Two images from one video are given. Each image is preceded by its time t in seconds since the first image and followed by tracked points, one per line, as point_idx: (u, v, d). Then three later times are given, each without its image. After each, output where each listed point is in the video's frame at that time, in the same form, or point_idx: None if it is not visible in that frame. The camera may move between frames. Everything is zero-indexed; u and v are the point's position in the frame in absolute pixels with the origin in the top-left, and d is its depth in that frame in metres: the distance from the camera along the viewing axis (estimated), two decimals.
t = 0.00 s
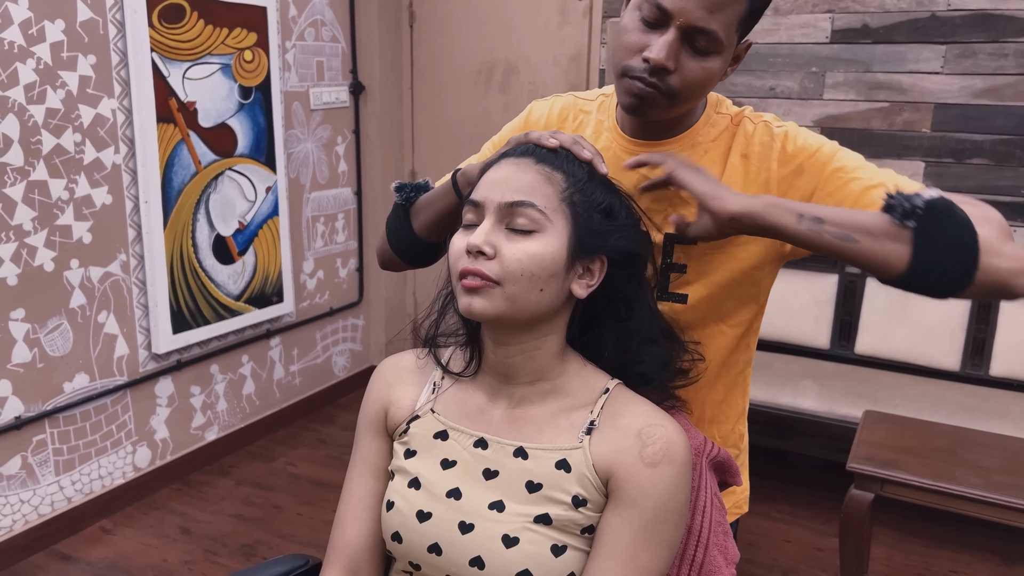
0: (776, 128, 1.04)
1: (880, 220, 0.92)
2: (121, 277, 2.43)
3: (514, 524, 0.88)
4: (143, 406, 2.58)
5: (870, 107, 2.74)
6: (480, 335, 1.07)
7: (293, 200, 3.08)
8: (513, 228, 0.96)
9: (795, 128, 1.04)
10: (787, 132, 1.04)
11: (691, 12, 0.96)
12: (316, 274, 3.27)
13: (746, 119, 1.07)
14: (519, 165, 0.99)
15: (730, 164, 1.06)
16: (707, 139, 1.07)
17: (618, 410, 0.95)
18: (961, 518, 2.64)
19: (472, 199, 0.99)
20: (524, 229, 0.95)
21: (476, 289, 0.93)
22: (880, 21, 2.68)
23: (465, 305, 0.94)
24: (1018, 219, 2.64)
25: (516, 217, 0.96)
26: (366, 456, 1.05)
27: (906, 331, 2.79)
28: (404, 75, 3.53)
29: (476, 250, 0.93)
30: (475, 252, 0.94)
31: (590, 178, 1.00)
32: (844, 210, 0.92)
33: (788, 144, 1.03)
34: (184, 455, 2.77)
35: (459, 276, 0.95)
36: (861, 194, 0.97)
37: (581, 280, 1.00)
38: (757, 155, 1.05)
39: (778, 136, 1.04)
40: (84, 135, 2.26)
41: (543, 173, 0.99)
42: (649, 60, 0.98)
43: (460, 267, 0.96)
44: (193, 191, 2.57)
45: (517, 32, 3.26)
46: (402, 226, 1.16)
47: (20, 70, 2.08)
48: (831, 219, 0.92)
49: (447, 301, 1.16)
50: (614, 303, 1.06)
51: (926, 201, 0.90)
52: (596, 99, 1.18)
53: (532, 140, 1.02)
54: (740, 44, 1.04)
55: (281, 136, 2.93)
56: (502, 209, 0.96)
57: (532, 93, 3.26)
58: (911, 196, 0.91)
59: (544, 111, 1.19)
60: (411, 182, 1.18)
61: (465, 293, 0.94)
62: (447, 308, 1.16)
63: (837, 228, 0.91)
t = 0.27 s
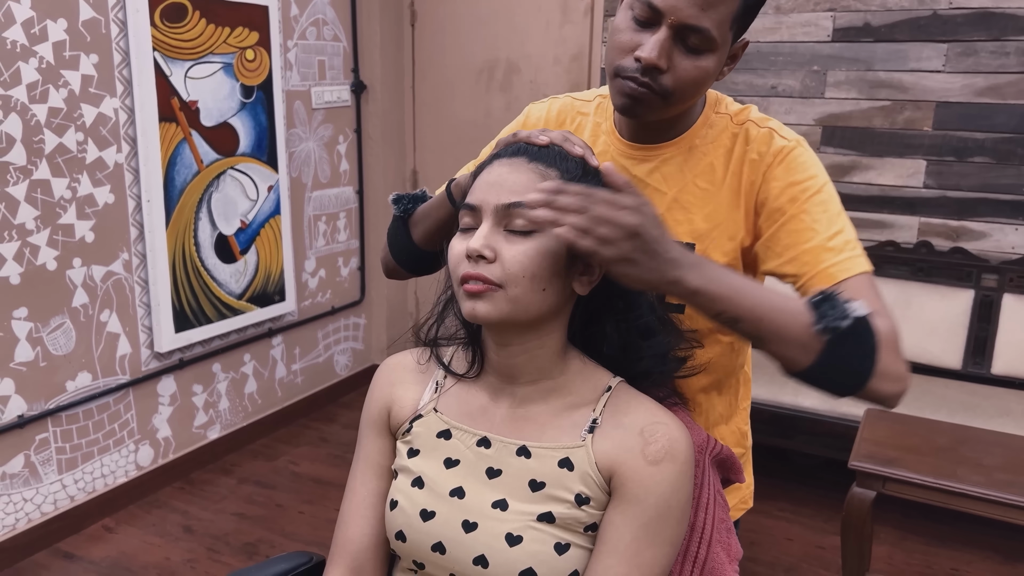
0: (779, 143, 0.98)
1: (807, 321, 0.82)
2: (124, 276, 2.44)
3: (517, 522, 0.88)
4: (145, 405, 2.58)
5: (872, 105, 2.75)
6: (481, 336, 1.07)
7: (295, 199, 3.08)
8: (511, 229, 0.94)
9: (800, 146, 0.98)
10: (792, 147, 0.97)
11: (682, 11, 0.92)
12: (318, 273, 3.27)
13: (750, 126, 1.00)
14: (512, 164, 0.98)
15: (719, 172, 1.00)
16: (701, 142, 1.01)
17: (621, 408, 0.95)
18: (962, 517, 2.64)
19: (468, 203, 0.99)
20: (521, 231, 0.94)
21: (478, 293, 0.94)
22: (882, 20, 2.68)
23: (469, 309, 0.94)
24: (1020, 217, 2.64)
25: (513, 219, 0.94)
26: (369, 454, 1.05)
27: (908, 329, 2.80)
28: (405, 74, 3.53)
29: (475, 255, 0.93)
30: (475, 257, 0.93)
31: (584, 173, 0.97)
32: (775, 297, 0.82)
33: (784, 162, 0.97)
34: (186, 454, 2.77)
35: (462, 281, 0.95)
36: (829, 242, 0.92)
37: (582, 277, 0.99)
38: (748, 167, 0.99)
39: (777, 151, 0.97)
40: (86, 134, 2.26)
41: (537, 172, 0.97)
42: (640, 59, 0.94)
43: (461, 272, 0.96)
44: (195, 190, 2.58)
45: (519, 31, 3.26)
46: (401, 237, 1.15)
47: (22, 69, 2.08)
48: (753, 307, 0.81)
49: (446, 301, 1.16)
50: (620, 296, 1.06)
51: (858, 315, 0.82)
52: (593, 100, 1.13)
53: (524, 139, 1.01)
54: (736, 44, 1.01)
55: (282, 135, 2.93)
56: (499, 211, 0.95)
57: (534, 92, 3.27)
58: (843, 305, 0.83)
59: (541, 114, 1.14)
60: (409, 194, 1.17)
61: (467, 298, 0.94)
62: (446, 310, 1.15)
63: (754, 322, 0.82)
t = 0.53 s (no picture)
0: (770, 150, 0.96)
1: (732, 329, 0.88)
2: (125, 274, 2.44)
3: (519, 520, 0.88)
4: (146, 403, 2.59)
5: (873, 104, 2.74)
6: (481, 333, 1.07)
7: (296, 198, 3.08)
8: (507, 229, 0.95)
9: (793, 155, 0.96)
10: (785, 155, 0.96)
11: (663, 23, 0.90)
12: (319, 271, 3.27)
13: (745, 130, 0.98)
14: (500, 165, 0.98)
15: (705, 176, 0.99)
16: (692, 144, 1.00)
17: (622, 405, 0.95)
18: (963, 515, 2.65)
19: (460, 207, 0.99)
20: (517, 230, 0.95)
21: (477, 296, 0.94)
22: (883, 18, 2.68)
23: (469, 312, 0.94)
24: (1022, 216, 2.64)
25: (508, 219, 0.95)
26: (371, 454, 1.05)
27: (909, 328, 2.80)
28: (406, 73, 3.53)
29: (472, 258, 0.93)
30: (471, 260, 0.94)
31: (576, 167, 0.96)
32: (705, 300, 0.88)
33: (771, 171, 0.95)
34: (187, 452, 2.78)
35: (459, 285, 0.95)
36: (794, 263, 0.92)
37: (580, 269, 0.99)
38: (735, 172, 0.98)
39: (767, 159, 0.96)
40: (88, 132, 2.27)
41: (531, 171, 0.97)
42: (619, 71, 0.93)
43: (458, 277, 0.96)
44: (196, 188, 2.58)
45: (520, 30, 3.26)
46: (404, 243, 1.17)
47: (24, 68, 2.08)
48: (684, 302, 0.89)
49: (448, 304, 1.16)
50: (619, 287, 1.06)
51: (785, 340, 0.86)
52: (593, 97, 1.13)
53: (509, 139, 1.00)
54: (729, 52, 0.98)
55: (284, 134, 2.93)
56: (493, 212, 0.95)
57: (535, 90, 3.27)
58: (776, 325, 0.86)
59: (540, 113, 1.15)
60: (411, 199, 1.19)
61: (467, 301, 0.94)
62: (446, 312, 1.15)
63: (685, 313, 0.90)
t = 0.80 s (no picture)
0: (774, 160, 0.95)
1: (730, 355, 0.90)
2: (127, 274, 2.44)
3: (520, 520, 0.88)
4: (148, 402, 2.59)
5: (875, 103, 2.74)
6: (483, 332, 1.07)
7: (297, 197, 3.08)
8: (514, 227, 0.95)
9: (796, 164, 0.95)
10: (790, 163, 0.95)
11: (654, 36, 0.90)
12: (320, 270, 3.27)
13: (746, 136, 0.98)
14: (510, 163, 0.98)
15: (706, 182, 0.99)
16: (691, 150, 1.00)
17: (623, 405, 0.95)
18: (965, 514, 2.64)
19: (468, 203, 0.99)
20: (524, 228, 0.95)
21: (481, 291, 0.93)
22: (885, 17, 2.67)
23: (473, 308, 0.94)
24: None
25: (515, 216, 0.95)
26: (372, 454, 1.05)
27: (911, 327, 2.80)
28: (407, 72, 3.53)
29: (479, 252, 0.93)
30: (478, 255, 0.94)
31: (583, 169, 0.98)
32: (705, 326, 0.90)
33: (775, 182, 0.95)
34: (189, 452, 2.78)
35: (465, 280, 0.95)
36: (805, 281, 0.94)
37: (582, 273, 0.99)
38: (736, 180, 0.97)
39: (772, 170, 0.95)
40: (89, 132, 2.27)
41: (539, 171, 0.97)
42: (610, 82, 0.92)
43: (463, 271, 0.95)
44: (198, 188, 2.58)
45: (522, 29, 3.26)
46: (410, 249, 1.16)
47: (25, 67, 2.08)
48: (685, 330, 0.91)
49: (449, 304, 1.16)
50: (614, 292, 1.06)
51: (779, 368, 0.87)
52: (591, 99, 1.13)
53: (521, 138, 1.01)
54: (725, 62, 0.97)
55: (285, 133, 2.93)
56: (501, 209, 0.95)
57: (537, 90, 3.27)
58: (772, 353, 0.88)
59: (537, 115, 1.15)
60: (414, 206, 1.18)
61: (472, 296, 0.94)
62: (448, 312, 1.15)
63: (686, 339, 0.91)
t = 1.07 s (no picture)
0: (775, 150, 0.95)
1: (728, 336, 0.90)
2: (129, 272, 2.44)
3: (522, 519, 0.88)
4: (151, 401, 2.59)
5: (877, 101, 2.74)
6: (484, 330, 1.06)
7: (299, 195, 3.08)
8: (506, 222, 0.95)
9: (797, 154, 0.95)
10: (790, 153, 0.95)
11: (666, 34, 0.89)
12: (322, 269, 3.27)
13: (748, 127, 0.98)
14: (503, 160, 0.98)
15: (708, 174, 0.99)
16: (694, 142, 1.00)
17: (626, 403, 0.94)
18: (967, 513, 2.64)
19: (462, 201, 0.99)
20: (515, 222, 0.94)
21: (474, 287, 0.93)
22: (888, 15, 2.66)
23: (467, 304, 0.94)
24: None
25: (507, 211, 0.95)
26: (374, 451, 1.05)
27: (913, 326, 2.80)
28: (409, 70, 3.53)
29: (470, 249, 0.94)
30: (470, 251, 0.94)
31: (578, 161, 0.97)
32: (706, 305, 0.89)
33: (775, 171, 0.95)
34: (191, 450, 2.78)
35: (458, 277, 0.95)
36: (799, 269, 0.93)
37: (581, 264, 0.98)
38: (737, 170, 0.97)
39: (772, 159, 0.95)
40: (91, 130, 2.27)
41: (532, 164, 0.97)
42: (619, 78, 0.92)
43: (457, 267, 0.96)
44: (200, 186, 2.58)
45: (524, 28, 3.26)
46: (414, 252, 1.16)
47: (27, 66, 2.09)
48: (684, 309, 0.90)
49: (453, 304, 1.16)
50: (620, 289, 1.05)
51: (780, 350, 0.87)
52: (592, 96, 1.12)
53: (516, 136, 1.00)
54: (732, 62, 0.97)
55: (287, 131, 2.93)
56: (492, 205, 0.96)
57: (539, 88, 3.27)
58: (773, 336, 0.87)
59: (537, 114, 1.15)
60: (420, 210, 1.18)
61: (465, 292, 0.94)
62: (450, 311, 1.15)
63: (684, 319, 0.91)
